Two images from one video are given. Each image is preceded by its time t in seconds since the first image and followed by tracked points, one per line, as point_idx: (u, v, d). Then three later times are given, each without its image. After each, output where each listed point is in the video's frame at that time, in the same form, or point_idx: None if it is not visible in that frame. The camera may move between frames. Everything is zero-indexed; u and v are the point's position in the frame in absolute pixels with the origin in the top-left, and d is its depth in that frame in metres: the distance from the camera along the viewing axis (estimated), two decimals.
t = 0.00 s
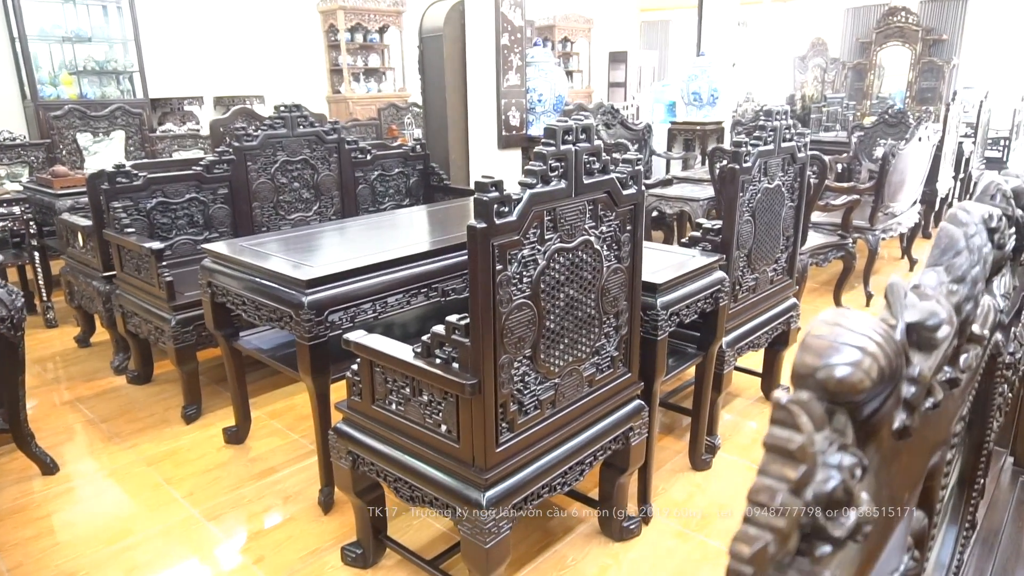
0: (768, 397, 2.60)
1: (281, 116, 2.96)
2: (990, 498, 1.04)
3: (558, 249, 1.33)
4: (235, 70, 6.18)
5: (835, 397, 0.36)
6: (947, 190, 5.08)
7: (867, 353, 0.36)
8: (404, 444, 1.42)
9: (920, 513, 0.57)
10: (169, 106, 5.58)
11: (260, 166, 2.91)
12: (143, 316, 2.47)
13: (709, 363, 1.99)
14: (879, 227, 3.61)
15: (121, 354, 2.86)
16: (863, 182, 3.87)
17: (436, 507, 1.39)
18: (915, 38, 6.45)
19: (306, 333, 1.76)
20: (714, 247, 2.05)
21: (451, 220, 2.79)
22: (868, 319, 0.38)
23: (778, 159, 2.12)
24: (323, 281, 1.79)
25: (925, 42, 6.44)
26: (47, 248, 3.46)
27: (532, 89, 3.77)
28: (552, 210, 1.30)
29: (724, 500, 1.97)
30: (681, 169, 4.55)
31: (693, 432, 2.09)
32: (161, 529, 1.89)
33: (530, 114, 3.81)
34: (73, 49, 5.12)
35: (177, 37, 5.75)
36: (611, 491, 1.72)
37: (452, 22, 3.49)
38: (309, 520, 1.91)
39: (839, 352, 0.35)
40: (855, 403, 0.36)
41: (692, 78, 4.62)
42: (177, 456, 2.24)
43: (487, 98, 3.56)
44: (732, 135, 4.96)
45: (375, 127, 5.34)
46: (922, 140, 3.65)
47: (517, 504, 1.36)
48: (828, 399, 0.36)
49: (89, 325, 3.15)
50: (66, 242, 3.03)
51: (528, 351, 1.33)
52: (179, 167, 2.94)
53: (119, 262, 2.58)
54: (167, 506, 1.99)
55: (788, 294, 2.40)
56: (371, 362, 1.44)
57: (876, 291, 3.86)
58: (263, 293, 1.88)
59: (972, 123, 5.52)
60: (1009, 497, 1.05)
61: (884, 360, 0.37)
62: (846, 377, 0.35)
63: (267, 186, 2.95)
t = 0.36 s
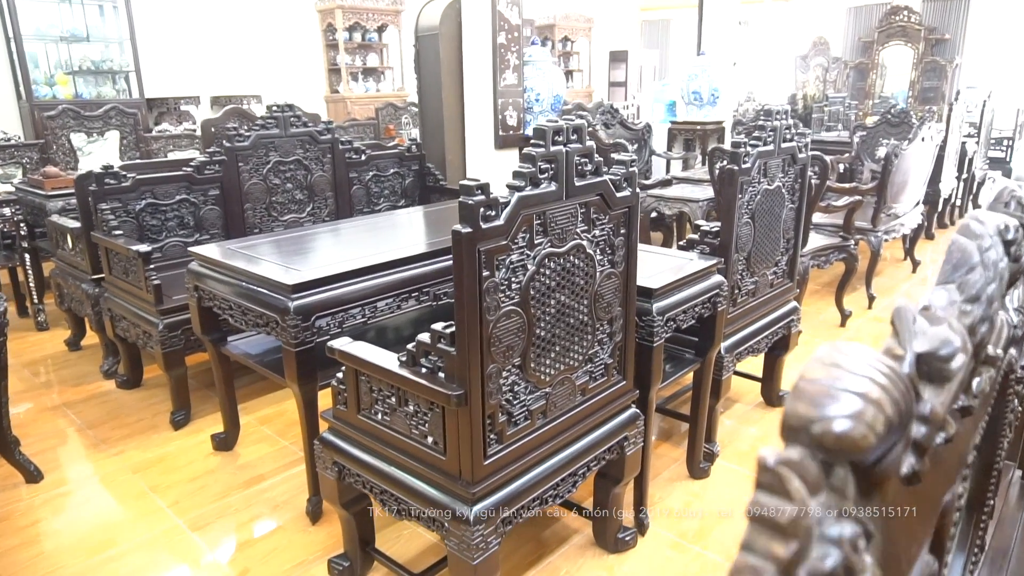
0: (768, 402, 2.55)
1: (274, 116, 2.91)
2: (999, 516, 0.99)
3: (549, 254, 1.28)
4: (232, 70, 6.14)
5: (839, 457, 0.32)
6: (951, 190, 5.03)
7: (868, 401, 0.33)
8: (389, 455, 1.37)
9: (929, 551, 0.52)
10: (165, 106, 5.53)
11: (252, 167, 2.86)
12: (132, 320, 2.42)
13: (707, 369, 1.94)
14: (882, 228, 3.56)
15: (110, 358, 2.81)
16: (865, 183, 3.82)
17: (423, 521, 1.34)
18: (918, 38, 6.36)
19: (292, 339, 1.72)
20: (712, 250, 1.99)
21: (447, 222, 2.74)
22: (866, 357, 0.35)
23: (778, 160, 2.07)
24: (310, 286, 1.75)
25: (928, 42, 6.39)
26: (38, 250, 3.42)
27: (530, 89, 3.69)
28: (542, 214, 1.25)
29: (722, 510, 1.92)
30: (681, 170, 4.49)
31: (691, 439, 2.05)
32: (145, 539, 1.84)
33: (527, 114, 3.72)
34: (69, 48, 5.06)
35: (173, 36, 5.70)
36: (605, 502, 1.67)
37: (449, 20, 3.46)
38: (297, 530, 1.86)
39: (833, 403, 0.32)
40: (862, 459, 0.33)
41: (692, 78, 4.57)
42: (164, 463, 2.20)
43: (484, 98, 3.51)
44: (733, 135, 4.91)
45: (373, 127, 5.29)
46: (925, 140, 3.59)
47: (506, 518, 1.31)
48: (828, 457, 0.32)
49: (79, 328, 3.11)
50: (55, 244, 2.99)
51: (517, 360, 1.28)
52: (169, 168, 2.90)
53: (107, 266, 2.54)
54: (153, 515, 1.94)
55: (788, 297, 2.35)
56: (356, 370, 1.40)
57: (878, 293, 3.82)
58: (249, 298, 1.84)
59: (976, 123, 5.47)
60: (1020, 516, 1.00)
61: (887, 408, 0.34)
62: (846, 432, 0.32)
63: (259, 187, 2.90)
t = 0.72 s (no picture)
0: (776, 408, 2.50)
1: (271, 113, 2.85)
2: None
3: (553, 256, 1.22)
4: (232, 68, 6.08)
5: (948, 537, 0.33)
6: (960, 190, 4.96)
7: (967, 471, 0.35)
8: (385, 467, 1.32)
9: None
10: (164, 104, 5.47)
11: (249, 165, 2.81)
12: (124, 321, 2.37)
13: (716, 375, 1.88)
14: (891, 230, 3.49)
15: (104, 360, 2.76)
16: (873, 183, 3.76)
17: (420, 535, 1.29)
18: (924, 36, 6.29)
19: (286, 343, 1.66)
20: (721, 252, 1.93)
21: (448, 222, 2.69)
22: (949, 417, 0.37)
23: (789, 159, 2.01)
24: (305, 288, 1.69)
25: (934, 40, 6.31)
26: (32, 249, 3.36)
27: (532, 86, 3.64)
28: (546, 215, 1.19)
29: (730, 521, 1.87)
30: (686, 169, 4.43)
31: (698, 446, 1.99)
32: (135, 549, 1.78)
33: (529, 112, 3.68)
34: (67, 45, 5.01)
35: (172, 34, 5.65)
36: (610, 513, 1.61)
37: (451, 17, 3.32)
38: (291, 540, 1.81)
39: (941, 475, 0.34)
40: (986, 528, 0.34)
41: (697, 76, 4.50)
42: (157, 469, 2.14)
43: (486, 96, 3.45)
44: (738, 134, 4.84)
45: (374, 125, 5.22)
46: (935, 140, 3.53)
47: (508, 533, 1.25)
48: (939, 536, 0.33)
49: (73, 328, 3.05)
50: (49, 243, 2.94)
51: (520, 368, 1.22)
52: (164, 166, 2.84)
53: (100, 265, 2.48)
54: (144, 523, 1.88)
55: (798, 300, 2.29)
56: (352, 378, 1.34)
57: (886, 296, 3.76)
58: (242, 300, 1.78)
59: (983, 123, 5.40)
60: None
61: (994, 471, 0.35)
62: (964, 509, 0.33)
63: (257, 186, 2.84)
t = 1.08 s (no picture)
0: (782, 411, 2.45)
1: (269, 111, 2.80)
2: None
3: (557, 259, 1.17)
4: (231, 67, 6.03)
5: None
6: (965, 190, 4.91)
7: None
8: (382, 478, 1.27)
9: None
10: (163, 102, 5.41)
11: (245, 165, 2.76)
12: (118, 323, 2.33)
13: (722, 379, 1.83)
14: (898, 229, 3.45)
15: (99, 362, 2.72)
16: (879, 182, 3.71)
17: (418, 549, 1.24)
18: (929, 34, 6.23)
19: (281, 348, 1.61)
20: (728, 253, 1.88)
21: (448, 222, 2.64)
22: None
23: (798, 158, 1.96)
24: (300, 291, 1.64)
25: (939, 38, 6.26)
26: (27, 249, 3.31)
27: (533, 85, 3.60)
28: (549, 216, 1.14)
29: (737, 530, 1.83)
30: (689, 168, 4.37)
31: (704, 452, 1.94)
32: (126, 558, 1.74)
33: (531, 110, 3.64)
34: (64, 43, 4.96)
35: (170, 32, 5.60)
36: (615, 523, 1.56)
37: (451, 14, 3.25)
38: (287, 549, 1.76)
39: None
40: None
41: (700, 74, 4.44)
42: (151, 475, 2.10)
43: (487, 94, 3.41)
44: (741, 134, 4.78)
45: (374, 124, 5.17)
46: (942, 139, 3.48)
47: (509, 546, 1.21)
48: None
49: (68, 330, 3.01)
50: (43, 243, 2.89)
51: (522, 375, 1.18)
52: (159, 165, 2.79)
53: (94, 267, 2.44)
54: (136, 531, 1.84)
55: (806, 302, 2.24)
56: (348, 385, 1.29)
57: (893, 296, 3.71)
58: (236, 303, 1.73)
59: (989, 121, 5.34)
60: None
61: None
62: None
63: (254, 185, 2.79)
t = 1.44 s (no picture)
0: (781, 414, 2.44)
1: (264, 113, 2.78)
2: None
3: (550, 263, 1.16)
4: (228, 68, 6.02)
5: None
6: (964, 190, 4.89)
7: None
8: (374, 485, 1.25)
9: None
10: (159, 104, 5.40)
11: (240, 167, 2.74)
12: (111, 327, 2.31)
13: (719, 383, 1.82)
14: (897, 230, 3.43)
15: (92, 366, 2.70)
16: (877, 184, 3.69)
17: (410, 556, 1.22)
18: (928, 35, 6.22)
19: (273, 352, 1.60)
20: (726, 255, 1.86)
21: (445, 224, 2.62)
22: None
23: (795, 159, 1.94)
24: (292, 295, 1.63)
25: (938, 39, 6.25)
26: (21, 251, 3.29)
27: (531, 86, 3.58)
28: (542, 220, 1.13)
29: (735, 534, 1.81)
30: (687, 170, 4.35)
31: (701, 457, 1.92)
32: (117, 565, 1.72)
33: (528, 112, 3.63)
34: (61, 44, 4.94)
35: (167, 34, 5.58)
36: (610, 530, 1.54)
37: (447, 14, 3.21)
38: (279, 555, 1.74)
39: None
40: None
41: (698, 75, 4.43)
42: (143, 480, 2.08)
43: (484, 96, 3.39)
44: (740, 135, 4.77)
45: (371, 125, 5.15)
46: (941, 140, 3.46)
47: (502, 554, 1.19)
48: None
49: (62, 333, 2.99)
50: (37, 246, 2.87)
51: (516, 381, 1.16)
52: (154, 167, 2.78)
53: (87, 270, 2.42)
54: (128, 538, 1.82)
55: (804, 304, 2.22)
56: (338, 391, 1.28)
57: (892, 298, 3.70)
58: (229, 307, 1.71)
59: (989, 122, 5.31)
60: None
61: None
62: None
63: (249, 188, 2.78)
